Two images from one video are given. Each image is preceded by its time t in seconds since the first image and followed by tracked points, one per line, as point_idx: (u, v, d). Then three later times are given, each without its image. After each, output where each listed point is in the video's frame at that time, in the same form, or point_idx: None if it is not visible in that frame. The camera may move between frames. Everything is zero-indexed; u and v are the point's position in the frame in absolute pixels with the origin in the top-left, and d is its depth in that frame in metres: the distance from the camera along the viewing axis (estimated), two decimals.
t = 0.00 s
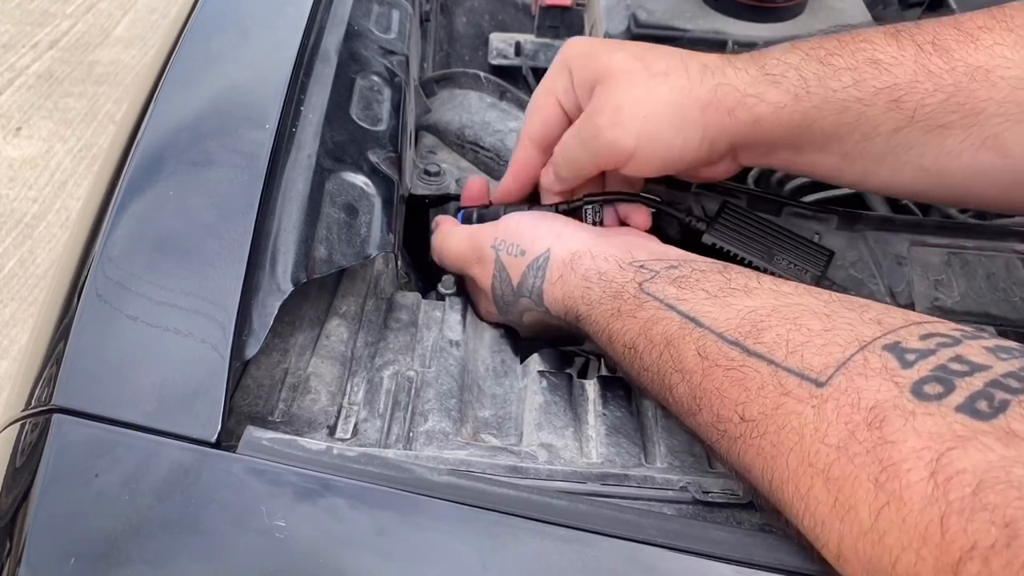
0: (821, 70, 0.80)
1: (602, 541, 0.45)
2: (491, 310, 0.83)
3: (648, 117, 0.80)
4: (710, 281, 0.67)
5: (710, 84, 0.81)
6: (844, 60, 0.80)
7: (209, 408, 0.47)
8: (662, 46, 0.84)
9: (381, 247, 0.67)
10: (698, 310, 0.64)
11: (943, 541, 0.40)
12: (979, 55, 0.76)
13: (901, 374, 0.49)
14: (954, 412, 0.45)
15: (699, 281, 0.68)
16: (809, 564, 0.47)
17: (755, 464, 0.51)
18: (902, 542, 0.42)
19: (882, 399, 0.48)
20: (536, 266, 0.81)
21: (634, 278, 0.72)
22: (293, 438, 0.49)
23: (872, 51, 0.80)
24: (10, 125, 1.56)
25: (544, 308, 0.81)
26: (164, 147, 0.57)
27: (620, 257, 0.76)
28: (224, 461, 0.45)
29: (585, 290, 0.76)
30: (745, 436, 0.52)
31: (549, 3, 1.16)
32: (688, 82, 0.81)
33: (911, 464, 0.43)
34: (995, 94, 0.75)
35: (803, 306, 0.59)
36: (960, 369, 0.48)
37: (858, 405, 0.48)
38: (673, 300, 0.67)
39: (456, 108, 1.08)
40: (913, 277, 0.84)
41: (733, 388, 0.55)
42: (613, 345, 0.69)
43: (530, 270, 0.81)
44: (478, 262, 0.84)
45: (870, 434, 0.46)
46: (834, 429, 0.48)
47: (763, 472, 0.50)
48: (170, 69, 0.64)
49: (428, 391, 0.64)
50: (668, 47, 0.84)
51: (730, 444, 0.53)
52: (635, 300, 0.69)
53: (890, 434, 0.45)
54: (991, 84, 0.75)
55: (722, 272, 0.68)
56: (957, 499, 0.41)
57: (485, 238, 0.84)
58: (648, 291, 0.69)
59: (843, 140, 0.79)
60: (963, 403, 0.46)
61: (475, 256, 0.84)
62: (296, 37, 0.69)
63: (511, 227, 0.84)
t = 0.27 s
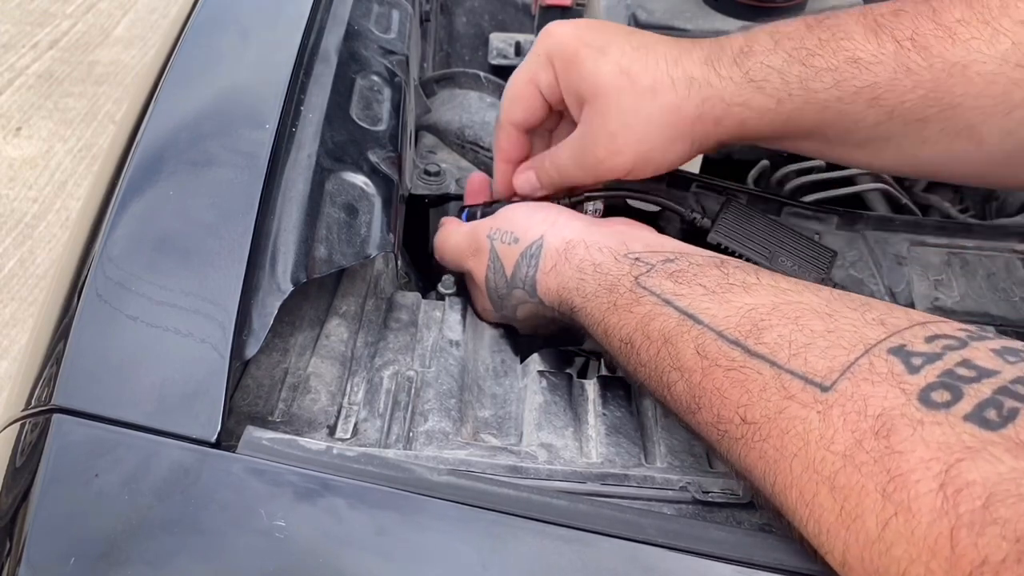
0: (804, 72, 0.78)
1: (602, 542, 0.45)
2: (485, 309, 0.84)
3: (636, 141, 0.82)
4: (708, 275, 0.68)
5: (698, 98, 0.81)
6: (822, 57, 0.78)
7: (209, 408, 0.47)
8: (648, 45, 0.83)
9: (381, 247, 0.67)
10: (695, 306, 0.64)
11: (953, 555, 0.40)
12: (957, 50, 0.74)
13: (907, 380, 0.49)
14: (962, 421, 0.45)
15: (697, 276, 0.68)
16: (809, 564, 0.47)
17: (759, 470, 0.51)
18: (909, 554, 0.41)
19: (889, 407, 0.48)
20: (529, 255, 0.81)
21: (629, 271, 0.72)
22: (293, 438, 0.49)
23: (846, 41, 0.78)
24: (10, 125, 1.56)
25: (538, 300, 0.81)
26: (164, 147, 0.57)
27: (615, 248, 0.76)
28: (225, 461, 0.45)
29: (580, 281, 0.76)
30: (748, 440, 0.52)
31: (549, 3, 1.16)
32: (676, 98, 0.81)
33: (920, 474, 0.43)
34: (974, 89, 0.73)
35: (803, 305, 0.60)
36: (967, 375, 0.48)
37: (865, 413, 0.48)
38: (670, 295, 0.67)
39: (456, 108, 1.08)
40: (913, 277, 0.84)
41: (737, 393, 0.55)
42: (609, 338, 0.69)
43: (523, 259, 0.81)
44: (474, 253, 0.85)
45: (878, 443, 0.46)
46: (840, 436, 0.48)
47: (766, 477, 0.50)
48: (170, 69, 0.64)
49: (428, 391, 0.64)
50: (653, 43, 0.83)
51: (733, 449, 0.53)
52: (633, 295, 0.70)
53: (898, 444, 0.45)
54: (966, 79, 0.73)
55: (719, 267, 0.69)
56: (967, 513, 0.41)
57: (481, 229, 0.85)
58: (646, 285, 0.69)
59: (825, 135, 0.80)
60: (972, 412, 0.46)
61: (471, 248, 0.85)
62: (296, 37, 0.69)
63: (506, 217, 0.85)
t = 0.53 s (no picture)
0: (787, 51, 0.83)
1: (601, 543, 0.45)
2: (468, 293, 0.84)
3: (632, 121, 0.89)
4: (672, 265, 0.68)
5: (687, 78, 0.86)
6: (820, 39, 0.81)
7: (210, 408, 0.47)
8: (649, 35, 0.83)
9: (381, 247, 0.67)
10: (658, 302, 0.64)
11: None
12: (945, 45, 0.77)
13: (835, 396, 0.48)
14: (884, 440, 0.44)
15: (661, 264, 0.68)
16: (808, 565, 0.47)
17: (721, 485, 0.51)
18: None
19: (815, 427, 0.47)
20: (513, 240, 0.83)
21: (603, 255, 0.73)
22: (293, 439, 0.50)
23: (831, 8, 0.81)
24: (10, 125, 1.56)
25: (522, 284, 0.82)
26: (165, 146, 0.57)
27: (593, 231, 0.77)
28: (226, 462, 0.45)
29: (558, 265, 0.77)
30: (706, 453, 0.52)
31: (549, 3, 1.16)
32: (667, 85, 0.86)
33: (844, 501, 0.43)
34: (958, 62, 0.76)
35: (754, 308, 0.58)
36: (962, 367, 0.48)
37: (794, 433, 0.48)
38: (636, 287, 0.67)
39: (456, 108, 1.07)
40: (912, 277, 0.84)
41: (687, 399, 0.55)
42: (586, 322, 0.70)
43: (507, 244, 0.83)
44: (455, 241, 0.86)
45: (805, 470, 0.46)
46: (773, 462, 0.47)
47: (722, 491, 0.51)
48: (170, 68, 0.64)
49: (428, 391, 0.64)
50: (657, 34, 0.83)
51: (699, 460, 0.53)
52: (603, 283, 0.70)
53: (823, 470, 0.45)
54: (947, 50, 0.76)
55: (685, 255, 0.68)
56: (885, 542, 0.40)
57: (461, 218, 0.86)
58: (617, 272, 0.70)
59: (815, 107, 0.87)
60: (893, 430, 0.44)
61: (452, 236, 0.86)
62: (297, 37, 0.69)
63: (484, 206, 0.86)
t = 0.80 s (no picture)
0: (748, 59, 0.81)
1: (600, 543, 0.45)
2: (470, 285, 0.83)
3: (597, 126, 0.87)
4: (679, 258, 0.68)
5: (650, 90, 0.84)
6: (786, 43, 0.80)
7: (210, 408, 0.47)
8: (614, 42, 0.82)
9: (381, 248, 0.67)
10: (666, 293, 0.63)
11: None
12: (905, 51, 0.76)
13: (840, 386, 0.48)
14: (886, 432, 0.44)
15: (668, 257, 0.68)
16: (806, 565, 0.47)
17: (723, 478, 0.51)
18: None
19: (818, 418, 0.47)
20: (521, 228, 0.82)
21: (612, 246, 0.73)
22: (292, 439, 0.50)
23: (794, 19, 0.80)
24: (10, 125, 1.56)
25: (528, 276, 0.81)
26: (165, 146, 0.57)
27: (603, 223, 0.77)
28: (226, 462, 0.45)
29: (566, 254, 0.76)
30: (710, 445, 0.52)
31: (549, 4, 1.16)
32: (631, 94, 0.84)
33: (844, 493, 0.43)
34: (922, 65, 0.76)
35: (761, 299, 0.58)
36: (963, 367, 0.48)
37: (796, 424, 0.48)
38: (644, 277, 0.67)
39: (456, 108, 1.07)
40: (912, 277, 0.84)
41: (692, 390, 0.55)
42: (591, 314, 0.70)
43: (515, 232, 0.82)
44: (464, 229, 0.85)
45: (806, 460, 0.45)
46: (776, 451, 0.47)
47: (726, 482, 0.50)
48: (170, 68, 0.64)
49: (428, 391, 0.64)
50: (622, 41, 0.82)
51: (700, 452, 0.53)
52: (611, 273, 0.69)
53: (824, 461, 0.45)
54: (910, 55, 0.76)
55: (693, 250, 0.69)
56: (884, 535, 0.40)
57: (471, 205, 0.85)
58: (624, 263, 0.70)
59: (781, 117, 0.84)
60: (896, 422, 0.44)
61: (460, 224, 0.85)
62: (298, 37, 0.69)
63: (496, 194, 0.86)
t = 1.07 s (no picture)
0: (744, 82, 0.80)
1: (600, 543, 0.45)
2: (471, 282, 0.83)
3: (590, 144, 0.88)
4: (677, 249, 0.68)
5: (644, 113, 0.85)
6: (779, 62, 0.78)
7: (210, 408, 0.47)
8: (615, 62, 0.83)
9: (381, 248, 0.67)
10: (663, 285, 0.63)
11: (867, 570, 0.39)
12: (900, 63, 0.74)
13: (833, 376, 0.48)
14: (878, 422, 0.44)
15: (667, 248, 0.68)
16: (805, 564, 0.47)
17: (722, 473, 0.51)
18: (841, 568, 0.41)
19: (812, 409, 0.47)
20: (522, 218, 0.82)
21: (611, 237, 0.73)
22: (292, 440, 0.50)
23: (788, 37, 0.78)
24: (10, 125, 1.56)
25: (528, 267, 0.81)
26: (165, 146, 0.57)
27: (602, 214, 0.77)
28: (226, 462, 0.45)
29: (566, 245, 0.76)
30: (708, 438, 0.52)
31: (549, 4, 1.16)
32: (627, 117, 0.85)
33: (838, 484, 0.43)
34: (916, 77, 0.73)
35: (757, 289, 0.58)
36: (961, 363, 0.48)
37: (790, 416, 0.47)
38: (642, 269, 0.67)
39: (456, 108, 1.07)
40: (912, 277, 0.84)
41: (689, 382, 0.55)
42: (590, 306, 0.70)
43: (516, 221, 0.82)
44: (466, 219, 0.85)
45: (801, 452, 0.45)
46: (771, 444, 0.47)
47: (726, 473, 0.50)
48: (171, 68, 0.64)
49: (428, 391, 0.64)
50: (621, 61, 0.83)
51: (699, 444, 0.53)
52: (609, 265, 0.70)
53: (818, 452, 0.44)
54: (905, 68, 0.73)
55: (691, 242, 0.68)
56: (875, 525, 0.40)
57: (475, 195, 0.86)
58: (622, 255, 0.70)
59: (778, 135, 0.83)
60: (888, 412, 0.44)
61: (462, 214, 0.85)
62: (298, 37, 0.69)
63: (500, 185, 0.86)
